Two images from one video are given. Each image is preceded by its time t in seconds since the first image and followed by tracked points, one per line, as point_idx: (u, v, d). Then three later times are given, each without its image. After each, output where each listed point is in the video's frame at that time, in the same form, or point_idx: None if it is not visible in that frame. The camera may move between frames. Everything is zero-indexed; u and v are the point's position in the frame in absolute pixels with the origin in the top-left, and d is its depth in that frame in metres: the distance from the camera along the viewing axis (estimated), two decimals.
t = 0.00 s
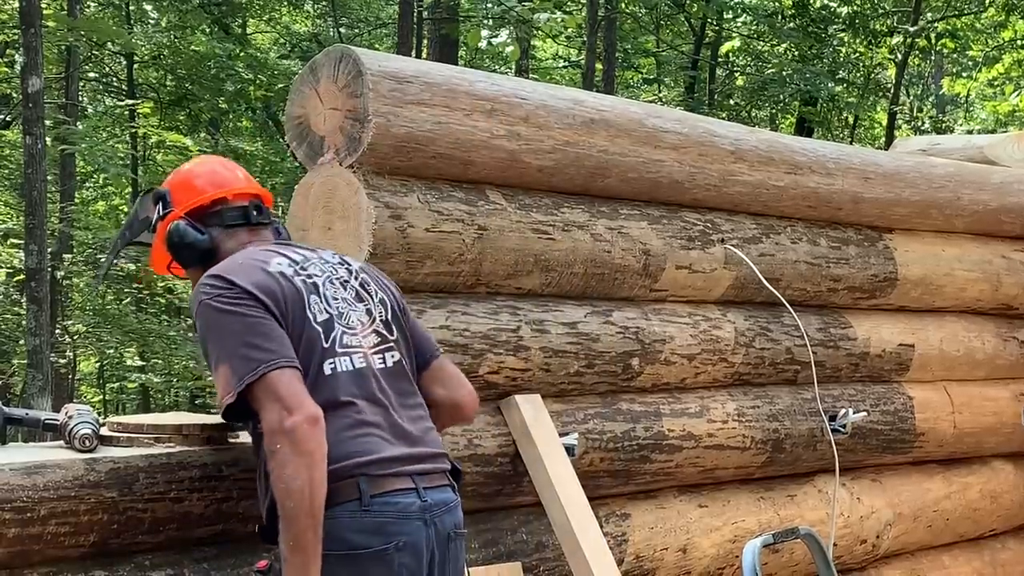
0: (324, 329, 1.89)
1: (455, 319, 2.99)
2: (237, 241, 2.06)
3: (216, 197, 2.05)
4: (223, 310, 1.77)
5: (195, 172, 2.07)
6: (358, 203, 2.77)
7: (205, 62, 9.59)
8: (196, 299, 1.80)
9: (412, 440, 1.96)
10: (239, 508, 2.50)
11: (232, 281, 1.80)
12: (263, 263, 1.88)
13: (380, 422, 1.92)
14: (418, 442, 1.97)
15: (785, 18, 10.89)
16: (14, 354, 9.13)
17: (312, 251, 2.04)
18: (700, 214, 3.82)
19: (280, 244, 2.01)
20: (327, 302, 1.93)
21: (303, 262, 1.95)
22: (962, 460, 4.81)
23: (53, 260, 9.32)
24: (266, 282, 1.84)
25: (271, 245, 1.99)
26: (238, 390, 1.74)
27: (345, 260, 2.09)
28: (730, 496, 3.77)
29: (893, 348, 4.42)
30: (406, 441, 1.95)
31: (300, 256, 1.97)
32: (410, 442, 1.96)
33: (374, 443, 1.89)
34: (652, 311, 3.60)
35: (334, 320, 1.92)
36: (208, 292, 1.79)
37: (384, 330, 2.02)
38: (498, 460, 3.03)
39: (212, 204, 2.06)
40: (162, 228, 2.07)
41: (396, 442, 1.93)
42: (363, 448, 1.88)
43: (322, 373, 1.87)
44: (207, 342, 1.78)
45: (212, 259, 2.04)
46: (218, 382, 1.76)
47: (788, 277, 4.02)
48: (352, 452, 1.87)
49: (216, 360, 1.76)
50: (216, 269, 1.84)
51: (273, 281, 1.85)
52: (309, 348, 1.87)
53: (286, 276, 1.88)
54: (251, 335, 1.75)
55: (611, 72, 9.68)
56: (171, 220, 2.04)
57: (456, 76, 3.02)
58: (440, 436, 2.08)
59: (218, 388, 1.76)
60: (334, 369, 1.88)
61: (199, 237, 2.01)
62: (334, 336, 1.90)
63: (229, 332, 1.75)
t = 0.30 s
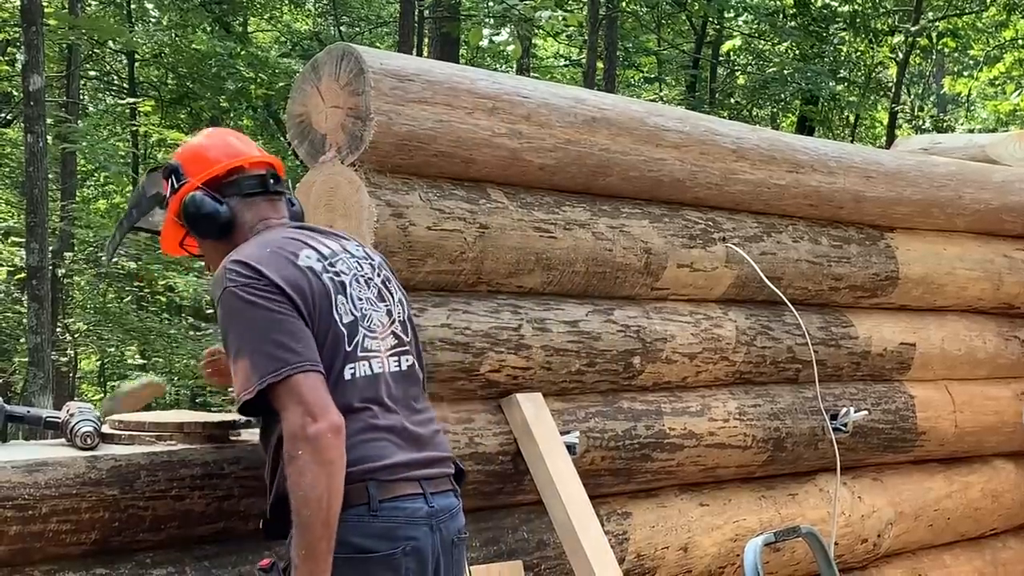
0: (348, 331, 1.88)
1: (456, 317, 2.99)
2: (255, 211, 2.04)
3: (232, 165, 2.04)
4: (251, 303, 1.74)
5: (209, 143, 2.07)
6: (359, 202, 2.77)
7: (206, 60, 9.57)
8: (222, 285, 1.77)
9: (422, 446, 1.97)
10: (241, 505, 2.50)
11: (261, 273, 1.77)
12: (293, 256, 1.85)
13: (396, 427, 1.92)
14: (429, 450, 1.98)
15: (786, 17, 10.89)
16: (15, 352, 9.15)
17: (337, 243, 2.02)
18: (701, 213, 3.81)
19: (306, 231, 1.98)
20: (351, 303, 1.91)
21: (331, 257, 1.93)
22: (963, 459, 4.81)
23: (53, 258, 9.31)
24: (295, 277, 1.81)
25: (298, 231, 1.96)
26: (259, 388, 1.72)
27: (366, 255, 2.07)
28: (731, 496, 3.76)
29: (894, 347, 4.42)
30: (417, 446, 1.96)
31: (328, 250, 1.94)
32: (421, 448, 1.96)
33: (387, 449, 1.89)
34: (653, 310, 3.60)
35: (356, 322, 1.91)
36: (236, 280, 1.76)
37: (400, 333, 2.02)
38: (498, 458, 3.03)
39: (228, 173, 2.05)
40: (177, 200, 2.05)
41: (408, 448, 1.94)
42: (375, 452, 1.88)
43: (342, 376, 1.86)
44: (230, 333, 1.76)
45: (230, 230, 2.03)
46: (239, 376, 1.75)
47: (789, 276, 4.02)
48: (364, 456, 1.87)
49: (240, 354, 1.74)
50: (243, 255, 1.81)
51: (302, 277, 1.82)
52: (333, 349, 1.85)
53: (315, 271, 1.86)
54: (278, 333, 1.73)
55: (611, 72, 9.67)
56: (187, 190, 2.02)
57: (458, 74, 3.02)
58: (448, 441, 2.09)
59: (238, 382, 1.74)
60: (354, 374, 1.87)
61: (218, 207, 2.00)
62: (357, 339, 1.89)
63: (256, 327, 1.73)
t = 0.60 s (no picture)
0: (342, 334, 1.87)
1: (458, 318, 2.99)
2: (249, 212, 2.04)
3: (226, 166, 2.04)
4: (244, 307, 1.74)
5: (200, 142, 2.06)
6: (357, 203, 2.77)
7: (207, 60, 9.56)
8: (213, 289, 1.77)
9: (417, 447, 1.97)
10: (242, 505, 2.50)
11: (253, 277, 1.77)
12: (285, 259, 1.84)
13: (390, 429, 1.91)
14: (425, 452, 1.98)
15: (787, 18, 10.90)
16: (17, 352, 9.16)
17: (330, 243, 2.01)
18: (702, 213, 3.81)
19: (298, 232, 1.97)
20: (345, 306, 1.91)
21: (323, 259, 1.92)
22: (964, 460, 4.81)
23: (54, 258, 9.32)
24: (288, 282, 1.81)
25: (290, 233, 1.95)
26: (253, 393, 1.72)
27: (360, 254, 2.06)
28: (732, 496, 3.76)
29: (895, 348, 4.42)
30: (412, 448, 1.96)
31: (321, 252, 1.93)
32: (416, 449, 1.96)
33: (381, 450, 1.89)
34: (654, 310, 3.60)
35: (351, 324, 1.90)
36: (228, 285, 1.76)
37: (395, 334, 2.01)
38: (499, 458, 3.03)
39: (222, 173, 2.05)
40: (168, 199, 2.04)
41: (402, 450, 1.94)
42: (370, 455, 1.87)
43: (337, 380, 1.85)
44: (223, 338, 1.76)
45: (224, 229, 2.02)
46: (232, 381, 1.75)
47: (790, 276, 4.02)
48: (359, 459, 1.87)
49: (233, 359, 1.74)
50: (235, 259, 1.80)
51: (294, 280, 1.82)
52: (326, 352, 1.84)
53: (308, 274, 1.85)
54: (271, 338, 1.73)
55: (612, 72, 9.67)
56: (181, 188, 2.01)
57: (459, 74, 3.02)
58: (444, 441, 2.09)
59: (231, 387, 1.74)
60: (348, 378, 1.86)
61: (214, 206, 1.99)
62: (351, 343, 1.88)
63: (249, 333, 1.73)
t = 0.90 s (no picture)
0: (335, 336, 1.87)
1: (459, 319, 2.99)
2: (237, 214, 2.03)
3: (213, 168, 2.03)
4: (237, 311, 1.73)
5: (188, 144, 2.06)
6: (357, 204, 2.78)
7: (208, 62, 9.58)
8: (205, 293, 1.76)
9: (412, 448, 1.97)
10: (243, 508, 2.50)
11: (246, 280, 1.76)
12: (277, 261, 1.84)
13: (385, 430, 1.91)
14: (420, 453, 1.98)
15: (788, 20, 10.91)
16: (18, 353, 9.18)
17: (321, 244, 2.01)
18: (703, 215, 3.81)
19: (288, 234, 1.97)
20: (338, 308, 1.90)
21: (315, 261, 1.92)
22: (965, 462, 4.81)
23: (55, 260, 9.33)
24: (280, 284, 1.80)
25: (281, 234, 1.95)
26: (247, 397, 1.72)
27: (349, 256, 2.07)
28: (733, 498, 3.76)
29: (896, 350, 4.42)
30: (407, 448, 1.96)
31: (313, 253, 1.93)
32: (411, 450, 1.96)
33: (377, 452, 1.89)
34: (655, 312, 3.60)
35: (343, 326, 1.90)
36: (220, 288, 1.75)
37: (386, 336, 2.02)
38: (501, 460, 3.03)
39: (209, 176, 2.04)
40: (156, 201, 2.04)
41: (397, 451, 1.94)
42: (366, 457, 1.87)
43: (330, 384, 1.85)
44: (215, 343, 1.75)
45: (211, 231, 2.01)
46: (226, 386, 1.74)
47: (791, 278, 4.02)
48: (355, 461, 1.86)
49: (226, 363, 1.73)
50: (227, 261, 1.79)
51: (287, 283, 1.81)
52: (320, 355, 1.84)
53: (300, 277, 1.85)
54: (265, 343, 1.72)
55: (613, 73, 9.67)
56: (167, 191, 2.00)
57: (460, 76, 3.02)
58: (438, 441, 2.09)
59: (225, 392, 1.74)
60: (342, 382, 1.86)
61: (201, 209, 1.98)
62: (344, 345, 1.88)
63: (243, 336, 1.72)
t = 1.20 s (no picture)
0: (332, 342, 1.87)
1: (460, 322, 3.00)
2: (229, 214, 2.02)
3: (206, 167, 2.02)
4: (236, 316, 1.73)
5: (181, 141, 2.04)
6: (360, 206, 2.78)
7: (208, 64, 9.59)
8: (203, 297, 1.75)
9: (407, 452, 1.97)
10: (243, 511, 2.51)
11: (244, 284, 1.76)
12: (276, 265, 1.83)
13: (381, 435, 1.92)
14: (415, 458, 1.98)
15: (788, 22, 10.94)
16: (18, 355, 9.19)
17: (318, 246, 2.00)
18: (704, 218, 3.82)
19: (286, 235, 1.96)
20: (335, 313, 1.90)
21: (313, 264, 1.91)
22: (965, 465, 4.81)
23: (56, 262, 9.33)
24: (279, 289, 1.80)
25: (279, 235, 1.94)
26: (245, 404, 1.72)
27: (346, 258, 2.07)
28: (734, 501, 3.76)
29: (897, 353, 4.41)
30: (402, 453, 1.96)
31: (311, 257, 1.92)
32: (406, 454, 1.97)
33: (373, 457, 1.89)
34: (657, 314, 3.60)
35: (340, 332, 1.90)
36: (218, 291, 1.74)
37: (381, 341, 2.02)
38: (502, 463, 3.04)
39: (201, 175, 2.03)
40: (149, 200, 2.03)
41: (393, 455, 1.94)
42: (362, 462, 1.87)
43: (327, 390, 1.85)
44: (214, 347, 1.74)
45: (203, 232, 2.00)
46: (223, 391, 1.74)
47: (792, 281, 4.02)
48: (351, 466, 1.86)
49: (224, 368, 1.73)
50: (225, 264, 1.79)
51: (286, 287, 1.81)
52: (317, 361, 1.84)
53: (299, 281, 1.84)
54: (263, 349, 1.72)
55: (614, 75, 9.66)
56: (159, 191, 2.00)
57: (461, 79, 3.02)
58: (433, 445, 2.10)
59: (222, 397, 1.73)
60: (338, 388, 1.86)
61: (192, 210, 1.98)
62: (341, 351, 1.88)
63: (242, 342, 1.72)
